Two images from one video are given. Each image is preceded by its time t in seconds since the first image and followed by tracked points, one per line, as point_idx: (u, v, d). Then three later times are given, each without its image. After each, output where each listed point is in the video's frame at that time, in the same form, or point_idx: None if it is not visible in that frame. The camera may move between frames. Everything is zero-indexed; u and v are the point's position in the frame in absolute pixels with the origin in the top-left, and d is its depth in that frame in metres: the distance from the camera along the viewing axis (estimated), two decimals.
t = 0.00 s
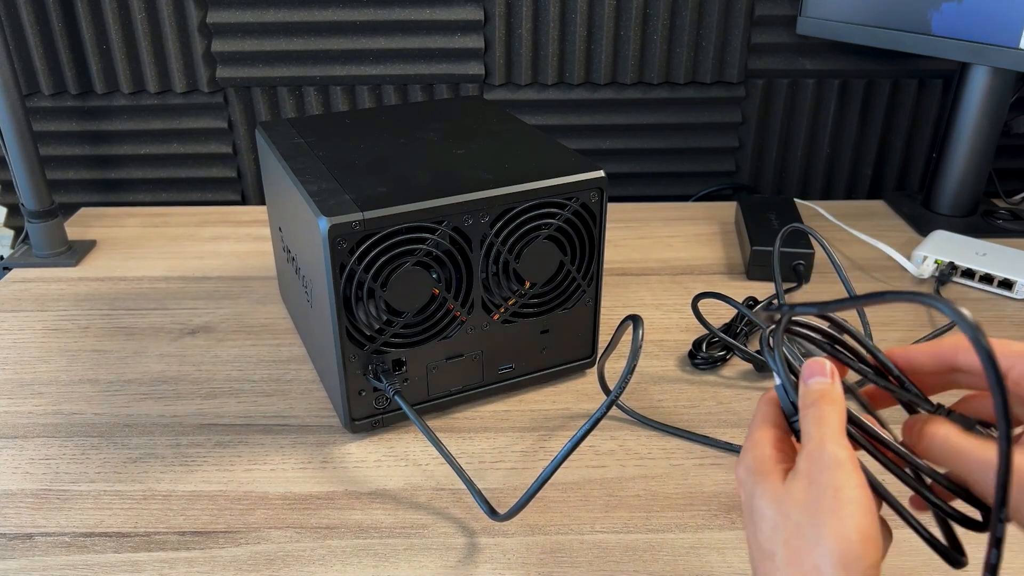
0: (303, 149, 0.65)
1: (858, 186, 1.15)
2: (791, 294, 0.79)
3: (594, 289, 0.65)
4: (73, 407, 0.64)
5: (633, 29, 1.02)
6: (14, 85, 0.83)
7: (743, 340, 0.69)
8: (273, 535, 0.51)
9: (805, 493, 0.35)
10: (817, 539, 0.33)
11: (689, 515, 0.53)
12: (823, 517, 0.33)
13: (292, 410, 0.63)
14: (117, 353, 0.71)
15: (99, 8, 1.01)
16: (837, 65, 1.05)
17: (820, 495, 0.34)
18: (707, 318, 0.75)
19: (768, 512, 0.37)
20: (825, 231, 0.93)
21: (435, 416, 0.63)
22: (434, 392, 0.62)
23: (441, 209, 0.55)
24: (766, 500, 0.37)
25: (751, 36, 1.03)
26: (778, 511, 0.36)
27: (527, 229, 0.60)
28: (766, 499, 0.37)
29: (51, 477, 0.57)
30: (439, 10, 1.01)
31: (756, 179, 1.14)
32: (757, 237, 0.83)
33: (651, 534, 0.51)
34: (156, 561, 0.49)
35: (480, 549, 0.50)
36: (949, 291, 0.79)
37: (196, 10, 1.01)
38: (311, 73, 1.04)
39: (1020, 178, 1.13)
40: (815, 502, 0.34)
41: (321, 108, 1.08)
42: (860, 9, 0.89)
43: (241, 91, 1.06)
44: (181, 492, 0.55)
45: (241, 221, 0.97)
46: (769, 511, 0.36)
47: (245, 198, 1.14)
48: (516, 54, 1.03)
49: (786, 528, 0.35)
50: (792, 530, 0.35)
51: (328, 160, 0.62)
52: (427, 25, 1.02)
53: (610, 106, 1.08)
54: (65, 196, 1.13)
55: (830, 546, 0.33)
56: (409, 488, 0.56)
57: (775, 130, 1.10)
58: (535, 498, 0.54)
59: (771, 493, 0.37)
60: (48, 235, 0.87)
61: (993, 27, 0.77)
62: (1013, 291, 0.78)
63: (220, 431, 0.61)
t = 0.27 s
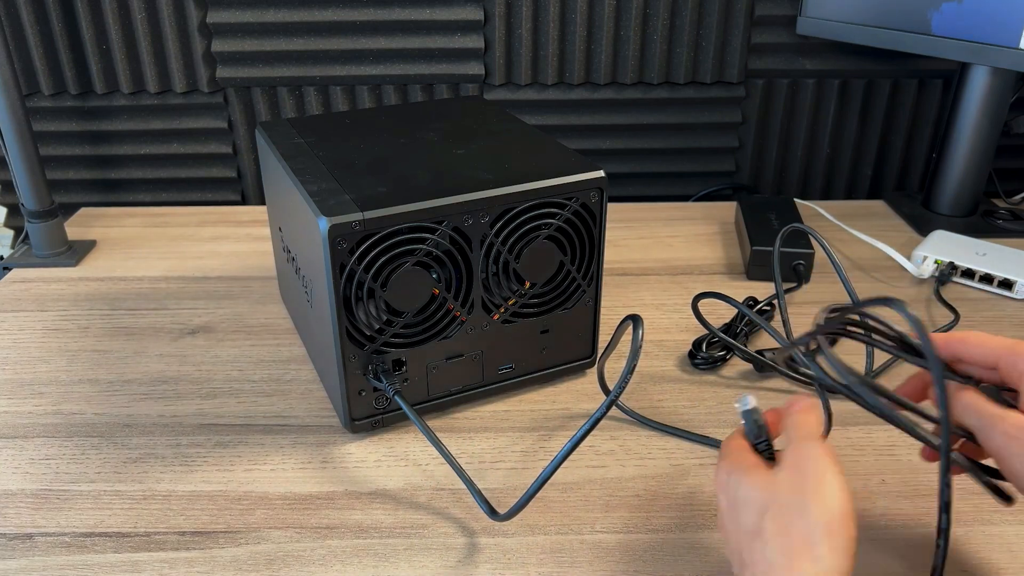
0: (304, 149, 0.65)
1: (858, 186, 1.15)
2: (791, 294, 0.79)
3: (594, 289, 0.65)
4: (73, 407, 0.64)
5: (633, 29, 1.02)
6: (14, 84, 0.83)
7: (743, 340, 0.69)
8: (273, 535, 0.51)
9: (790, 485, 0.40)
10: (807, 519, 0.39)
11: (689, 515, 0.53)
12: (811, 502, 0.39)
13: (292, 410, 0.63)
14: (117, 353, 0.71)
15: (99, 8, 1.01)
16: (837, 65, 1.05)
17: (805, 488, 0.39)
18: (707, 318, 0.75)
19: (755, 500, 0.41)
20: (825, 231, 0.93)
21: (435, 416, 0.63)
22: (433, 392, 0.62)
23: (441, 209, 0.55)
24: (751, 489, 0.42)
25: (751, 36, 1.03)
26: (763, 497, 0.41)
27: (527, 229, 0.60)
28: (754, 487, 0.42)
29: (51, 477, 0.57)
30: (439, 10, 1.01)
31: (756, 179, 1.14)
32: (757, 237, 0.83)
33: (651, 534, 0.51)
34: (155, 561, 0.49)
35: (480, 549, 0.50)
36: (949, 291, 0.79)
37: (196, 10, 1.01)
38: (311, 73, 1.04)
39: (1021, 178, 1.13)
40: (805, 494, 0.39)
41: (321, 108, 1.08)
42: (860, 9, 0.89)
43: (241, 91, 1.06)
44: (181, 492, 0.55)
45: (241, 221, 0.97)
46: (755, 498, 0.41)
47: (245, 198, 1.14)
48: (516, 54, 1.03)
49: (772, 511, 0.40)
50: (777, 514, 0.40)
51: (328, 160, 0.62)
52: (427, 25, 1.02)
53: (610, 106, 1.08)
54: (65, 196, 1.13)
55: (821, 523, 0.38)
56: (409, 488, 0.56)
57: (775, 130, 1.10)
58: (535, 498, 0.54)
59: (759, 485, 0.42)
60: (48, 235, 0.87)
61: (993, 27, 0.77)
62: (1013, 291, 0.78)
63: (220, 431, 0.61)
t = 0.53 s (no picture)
0: (304, 149, 0.65)
1: (858, 186, 1.15)
2: (791, 294, 0.79)
3: (594, 289, 0.65)
4: (73, 407, 0.64)
5: (633, 28, 1.02)
6: (14, 85, 0.83)
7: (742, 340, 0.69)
8: (273, 535, 0.51)
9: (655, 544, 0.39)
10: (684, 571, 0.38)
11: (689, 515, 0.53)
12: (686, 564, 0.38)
13: (292, 410, 0.63)
14: (117, 353, 0.71)
15: (99, 7, 1.01)
16: (837, 65, 1.05)
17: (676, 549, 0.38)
18: (707, 318, 0.75)
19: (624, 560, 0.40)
20: (825, 231, 0.93)
21: (435, 416, 0.63)
22: (433, 392, 0.62)
23: (441, 209, 0.55)
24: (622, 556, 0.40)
25: (751, 36, 1.03)
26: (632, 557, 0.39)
27: (527, 229, 0.60)
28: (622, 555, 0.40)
29: (51, 477, 0.57)
30: (439, 10, 1.01)
31: (756, 179, 1.14)
32: (757, 237, 0.83)
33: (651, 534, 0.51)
34: (155, 561, 0.49)
35: (480, 549, 0.50)
36: (949, 291, 0.79)
37: (196, 10, 1.01)
38: (311, 73, 1.04)
39: (1020, 178, 1.13)
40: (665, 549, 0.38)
41: (321, 108, 1.08)
42: (860, 9, 0.89)
43: (241, 91, 1.06)
44: (181, 492, 0.55)
45: (241, 221, 0.97)
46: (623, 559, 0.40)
47: (245, 198, 1.14)
48: (516, 54, 1.03)
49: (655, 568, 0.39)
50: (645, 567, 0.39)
51: (328, 159, 0.62)
52: (427, 25, 1.02)
53: (610, 106, 1.08)
54: (65, 196, 1.13)
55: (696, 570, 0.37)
56: (409, 489, 0.56)
57: (775, 130, 1.10)
58: (535, 498, 0.54)
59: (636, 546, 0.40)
60: (48, 235, 0.87)
61: (993, 26, 0.77)
62: (1013, 291, 0.78)
63: (221, 431, 0.61)
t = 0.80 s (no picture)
0: (303, 148, 0.65)
1: (858, 186, 1.15)
2: (791, 294, 0.79)
3: (594, 289, 0.65)
4: (73, 407, 0.64)
5: (633, 28, 1.02)
6: (14, 85, 0.83)
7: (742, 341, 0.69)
8: (273, 535, 0.51)
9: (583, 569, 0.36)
10: None
11: (688, 515, 0.53)
12: None
13: (292, 410, 0.63)
14: (117, 353, 0.71)
15: (100, 7, 1.01)
16: (837, 65, 1.05)
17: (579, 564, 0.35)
18: (706, 318, 0.75)
19: None
20: (825, 231, 0.93)
21: (434, 416, 0.63)
22: (434, 392, 0.62)
23: (441, 209, 0.55)
24: None
25: (751, 36, 1.03)
26: None
27: (527, 229, 0.60)
28: None
29: (51, 477, 0.57)
30: (439, 10, 1.01)
31: (756, 178, 1.14)
32: (757, 237, 0.83)
33: (651, 534, 0.51)
34: (156, 561, 0.49)
35: (479, 549, 0.50)
36: (949, 291, 0.79)
37: (196, 10, 1.01)
38: (311, 73, 1.04)
39: (1021, 178, 1.13)
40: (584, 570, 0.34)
41: (321, 108, 1.08)
42: (860, 9, 0.89)
43: (241, 91, 1.06)
44: (181, 492, 0.55)
45: (241, 221, 0.97)
46: None
47: (244, 198, 1.14)
48: (516, 54, 1.03)
49: None
50: None
51: (328, 160, 0.62)
52: (427, 25, 1.02)
53: (610, 106, 1.08)
54: (65, 196, 1.13)
55: None
56: (409, 488, 0.56)
57: (775, 130, 1.10)
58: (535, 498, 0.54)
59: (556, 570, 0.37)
60: (47, 235, 0.87)
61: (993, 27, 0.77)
62: (1013, 291, 0.78)
63: (221, 431, 0.61)
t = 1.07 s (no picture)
0: (303, 148, 0.65)
1: (858, 187, 1.15)
2: (791, 294, 0.79)
3: (594, 289, 0.65)
4: (73, 407, 0.64)
5: (633, 28, 1.02)
6: (14, 85, 0.83)
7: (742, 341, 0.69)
8: (273, 535, 0.51)
9: None
10: None
11: (689, 515, 0.53)
12: None
13: (292, 410, 0.63)
14: (116, 353, 0.71)
15: (100, 7, 1.01)
16: (837, 65, 1.05)
17: None
18: (707, 317, 0.75)
19: None
20: (825, 231, 0.93)
21: (434, 416, 0.63)
22: (433, 392, 0.62)
23: (441, 209, 0.55)
24: None
25: (751, 36, 1.03)
26: None
27: (527, 229, 0.60)
28: None
29: (51, 477, 0.57)
30: (439, 10, 1.01)
31: (756, 179, 1.14)
32: (756, 237, 0.83)
33: (651, 534, 0.51)
34: (156, 561, 0.49)
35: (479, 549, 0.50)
36: (949, 291, 0.79)
37: (196, 10, 1.01)
38: (311, 73, 1.04)
39: (1020, 178, 1.13)
40: None
41: (321, 108, 1.08)
42: (860, 9, 0.89)
43: (241, 91, 1.06)
44: (181, 492, 0.55)
45: (241, 221, 0.97)
46: None
47: (244, 198, 1.14)
48: (516, 54, 1.03)
49: None
50: None
51: (328, 160, 0.62)
52: (427, 25, 1.02)
53: (610, 107, 1.08)
54: (64, 196, 1.13)
55: None
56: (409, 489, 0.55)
57: (775, 130, 1.10)
58: (535, 498, 0.54)
59: None
60: (47, 235, 0.87)
61: (993, 26, 0.77)
62: (1013, 291, 0.78)
63: (220, 431, 0.61)
